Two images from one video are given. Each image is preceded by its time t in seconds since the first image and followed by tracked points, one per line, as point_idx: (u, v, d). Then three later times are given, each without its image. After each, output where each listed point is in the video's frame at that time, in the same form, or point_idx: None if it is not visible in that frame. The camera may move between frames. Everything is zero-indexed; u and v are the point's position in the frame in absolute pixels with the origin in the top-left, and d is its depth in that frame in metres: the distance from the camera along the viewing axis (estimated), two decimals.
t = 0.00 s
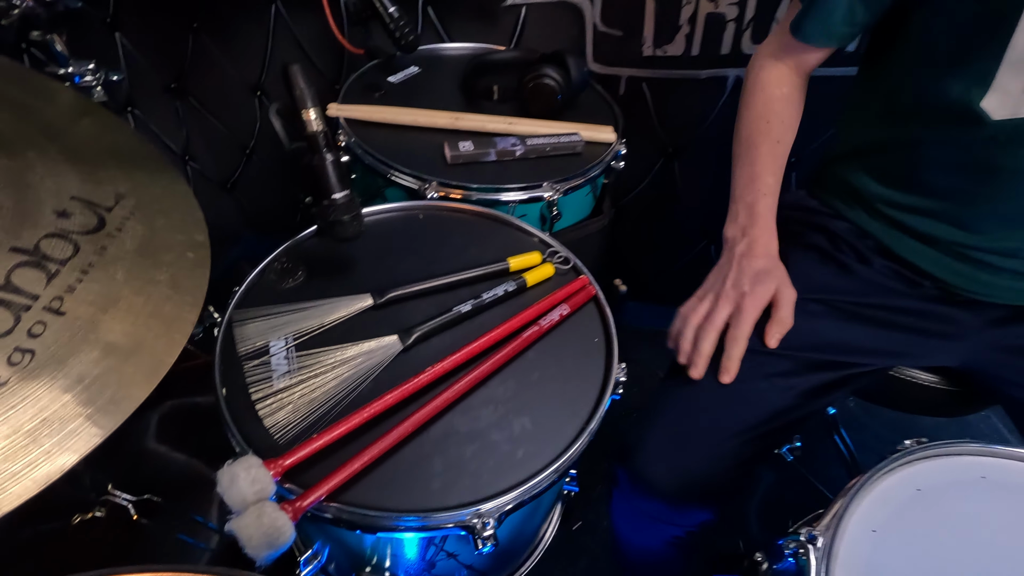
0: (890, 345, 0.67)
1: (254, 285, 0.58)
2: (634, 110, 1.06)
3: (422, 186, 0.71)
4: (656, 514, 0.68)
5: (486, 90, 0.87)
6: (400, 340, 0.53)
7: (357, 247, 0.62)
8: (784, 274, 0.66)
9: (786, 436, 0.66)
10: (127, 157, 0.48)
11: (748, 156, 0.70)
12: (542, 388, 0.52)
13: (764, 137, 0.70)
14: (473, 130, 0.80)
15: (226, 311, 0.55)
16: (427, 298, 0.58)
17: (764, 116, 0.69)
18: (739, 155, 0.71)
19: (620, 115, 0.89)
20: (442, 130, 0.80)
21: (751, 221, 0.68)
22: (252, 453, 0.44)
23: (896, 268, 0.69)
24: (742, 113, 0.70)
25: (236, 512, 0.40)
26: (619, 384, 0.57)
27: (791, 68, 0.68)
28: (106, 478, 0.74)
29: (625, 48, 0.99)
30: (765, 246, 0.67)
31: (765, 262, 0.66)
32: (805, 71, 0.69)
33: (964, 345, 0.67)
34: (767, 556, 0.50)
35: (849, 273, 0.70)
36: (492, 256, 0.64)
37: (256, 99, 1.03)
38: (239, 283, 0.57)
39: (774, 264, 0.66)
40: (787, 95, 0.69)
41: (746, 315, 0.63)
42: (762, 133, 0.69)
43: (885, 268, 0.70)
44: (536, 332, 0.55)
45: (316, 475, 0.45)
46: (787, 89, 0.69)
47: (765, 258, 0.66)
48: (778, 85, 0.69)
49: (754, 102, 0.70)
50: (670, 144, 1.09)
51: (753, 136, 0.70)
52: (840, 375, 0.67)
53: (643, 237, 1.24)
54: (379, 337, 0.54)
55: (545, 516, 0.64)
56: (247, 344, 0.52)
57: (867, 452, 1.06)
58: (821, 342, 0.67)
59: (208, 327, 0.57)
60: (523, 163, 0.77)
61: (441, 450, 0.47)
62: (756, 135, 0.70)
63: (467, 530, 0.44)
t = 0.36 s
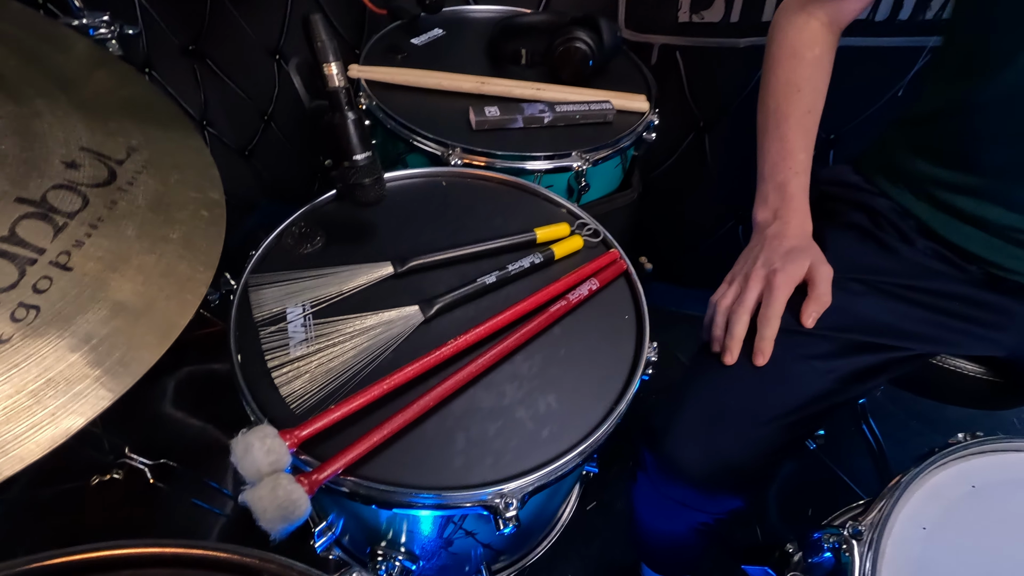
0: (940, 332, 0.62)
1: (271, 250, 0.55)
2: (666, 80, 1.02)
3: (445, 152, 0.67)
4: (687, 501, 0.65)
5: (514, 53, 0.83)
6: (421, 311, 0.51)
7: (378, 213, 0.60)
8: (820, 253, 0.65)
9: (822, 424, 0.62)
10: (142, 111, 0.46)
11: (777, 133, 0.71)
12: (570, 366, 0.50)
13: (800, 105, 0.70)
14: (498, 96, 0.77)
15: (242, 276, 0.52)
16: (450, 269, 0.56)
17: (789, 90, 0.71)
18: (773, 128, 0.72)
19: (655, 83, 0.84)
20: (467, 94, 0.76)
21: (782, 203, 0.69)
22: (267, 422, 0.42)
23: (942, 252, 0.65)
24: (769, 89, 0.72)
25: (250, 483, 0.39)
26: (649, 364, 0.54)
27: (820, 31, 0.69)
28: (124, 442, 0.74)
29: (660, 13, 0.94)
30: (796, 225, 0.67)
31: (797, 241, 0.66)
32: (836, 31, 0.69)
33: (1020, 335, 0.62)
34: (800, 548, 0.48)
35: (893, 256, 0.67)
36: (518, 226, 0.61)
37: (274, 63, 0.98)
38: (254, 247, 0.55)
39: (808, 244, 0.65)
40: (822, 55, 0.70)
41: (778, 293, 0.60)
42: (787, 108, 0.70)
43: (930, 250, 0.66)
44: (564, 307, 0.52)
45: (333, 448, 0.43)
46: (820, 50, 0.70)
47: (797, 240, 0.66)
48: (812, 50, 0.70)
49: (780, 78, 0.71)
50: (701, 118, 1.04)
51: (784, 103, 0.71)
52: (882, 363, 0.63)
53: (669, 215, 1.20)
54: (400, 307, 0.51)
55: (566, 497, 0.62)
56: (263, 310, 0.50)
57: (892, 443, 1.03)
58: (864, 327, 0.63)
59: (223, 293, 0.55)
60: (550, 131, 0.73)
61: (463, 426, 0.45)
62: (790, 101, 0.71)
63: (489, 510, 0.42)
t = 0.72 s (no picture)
0: (976, 328, 0.60)
1: (284, 221, 0.54)
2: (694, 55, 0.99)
3: (464, 125, 0.65)
4: (707, 496, 0.62)
5: (537, 23, 0.79)
6: (437, 288, 0.49)
7: (394, 186, 0.58)
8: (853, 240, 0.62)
9: (848, 417, 0.60)
10: (153, 74, 0.45)
11: (811, 114, 0.67)
12: (590, 349, 0.48)
13: (836, 86, 0.67)
14: (520, 67, 0.74)
15: (254, 248, 0.51)
16: (467, 245, 0.54)
17: (824, 70, 0.67)
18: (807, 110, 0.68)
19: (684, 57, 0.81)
20: (488, 65, 0.74)
21: (816, 187, 0.66)
22: (279, 398, 0.41)
23: (975, 240, 0.62)
24: (803, 69, 0.68)
25: (261, 460, 0.38)
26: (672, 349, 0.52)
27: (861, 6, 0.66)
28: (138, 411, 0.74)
29: None
30: (830, 212, 0.64)
31: (830, 228, 0.63)
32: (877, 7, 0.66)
33: None
34: (823, 542, 0.46)
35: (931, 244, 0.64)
36: (539, 203, 0.59)
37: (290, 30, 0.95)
38: (268, 218, 0.53)
39: (842, 231, 0.63)
40: (861, 34, 0.66)
41: (809, 280, 0.58)
42: (822, 88, 0.67)
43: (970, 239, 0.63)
44: (585, 288, 0.50)
45: (345, 426, 0.42)
46: (860, 28, 0.66)
47: (830, 225, 0.63)
48: (851, 27, 0.66)
49: (815, 56, 0.68)
50: (728, 96, 1.00)
51: (819, 84, 0.67)
52: (915, 355, 0.60)
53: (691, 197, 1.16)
54: (415, 284, 0.50)
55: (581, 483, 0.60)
56: (275, 283, 0.49)
57: (912, 437, 1.00)
58: (897, 318, 0.60)
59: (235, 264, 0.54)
60: (574, 105, 0.70)
61: (479, 407, 0.44)
62: (825, 83, 0.67)
63: (504, 494, 0.41)
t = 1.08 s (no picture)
0: None
1: (285, 189, 0.50)
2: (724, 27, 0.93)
3: (480, 91, 0.60)
4: (723, 490, 0.59)
5: None
6: (447, 265, 0.46)
7: (404, 154, 0.54)
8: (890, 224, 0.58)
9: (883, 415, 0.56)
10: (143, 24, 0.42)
11: (842, 91, 0.63)
12: (611, 336, 0.44)
13: (868, 59, 0.62)
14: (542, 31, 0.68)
15: (252, 217, 0.47)
16: (480, 220, 0.50)
17: (857, 40, 0.62)
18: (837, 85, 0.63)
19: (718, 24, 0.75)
20: (508, 28, 0.68)
21: (849, 169, 0.61)
22: (272, 379, 0.38)
23: None
24: (831, 40, 0.63)
25: (252, 446, 0.35)
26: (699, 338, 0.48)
27: None
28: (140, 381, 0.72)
29: None
30: (865, 195, 0.59)
31: (865, 211, 0.58)
32: None
33: None
34: (853, 550, 0.44)
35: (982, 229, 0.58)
36: (557, 176, 0.55)
37: None
38: (268, 186, 0.49)
39: (878, 215, 0.58)
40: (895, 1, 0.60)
41: (841, 263, 0.53)
42: (854, 60, 0.62)
43: None
44: (608, 270, 0.46)
45: (344, 413, 0.39)
46: None
47: (866, 209, 0.59)
48: None
49: (844, 26, 0.62)
50: (761, 69, 0.95)
51: (850, 57, 0.62)
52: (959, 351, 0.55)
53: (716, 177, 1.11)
54: (424, 260, 0.46)
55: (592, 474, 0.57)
56: (274, 255, 0.45)
57: (938, 434, 0.96)
58: (940, 309, 0.55)
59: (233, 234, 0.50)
60: (599, 73, 0.65)
61: (489, 396, 0.40)
62: (856, 55, 0.62)
63: (514, 491, 0.38)
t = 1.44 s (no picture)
0: None
1: (295, 170, 0.46)
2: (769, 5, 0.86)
3: (506, 67, 0.55)
4: (771, 523, 0.53)
5: None
6: (468, 259, 0.42)
7: (423, 134, 0.50)
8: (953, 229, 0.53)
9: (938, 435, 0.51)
10: None
11: (902, 77, 0.57)
12: (647, 343, 0.40)
13: (929, 40, 0.56)
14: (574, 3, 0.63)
15: (259, 199, 0.44)
16: (505, 210, 0.46)
17: (918, 21, 0.56)
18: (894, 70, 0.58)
19: None
20: None
21: (904, 166, 0.56)
22: (276, 383, 0.35)
23: None
24: (887, 19, 0.57)
25: (252, 458, 0.31)
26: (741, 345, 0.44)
27: None
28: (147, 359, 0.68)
29: None
30: (923, 196, 0.55)
31: (924, 214, 0.54)
32: None
33: None
34: None
35: None
36: (590, 163, 0.51)
37: None
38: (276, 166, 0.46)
39: (939, 218, 0.53)
40: None
41: (901, 272, 0.49)
42: (915, 43, 0.56)
43: None
44: (644, 269, 0.42)
45: (353, 420, 0.35)
46: None
47: (924, 211, 0.54)
48: None
49: (903, 6, 0.56)
50: (804, 51, 0.88)
51: (910, 39, 0.56)
52: None
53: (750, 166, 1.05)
54: (444, 253, 0.42)
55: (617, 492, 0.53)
56: (281, 243, 0.42)
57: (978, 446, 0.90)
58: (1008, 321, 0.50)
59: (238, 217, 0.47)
60: (635, 51, 0.60)
61: (512, 406, 0.37)
62: (917, 37, 0.56)
63: (538, 514, 0.34)
